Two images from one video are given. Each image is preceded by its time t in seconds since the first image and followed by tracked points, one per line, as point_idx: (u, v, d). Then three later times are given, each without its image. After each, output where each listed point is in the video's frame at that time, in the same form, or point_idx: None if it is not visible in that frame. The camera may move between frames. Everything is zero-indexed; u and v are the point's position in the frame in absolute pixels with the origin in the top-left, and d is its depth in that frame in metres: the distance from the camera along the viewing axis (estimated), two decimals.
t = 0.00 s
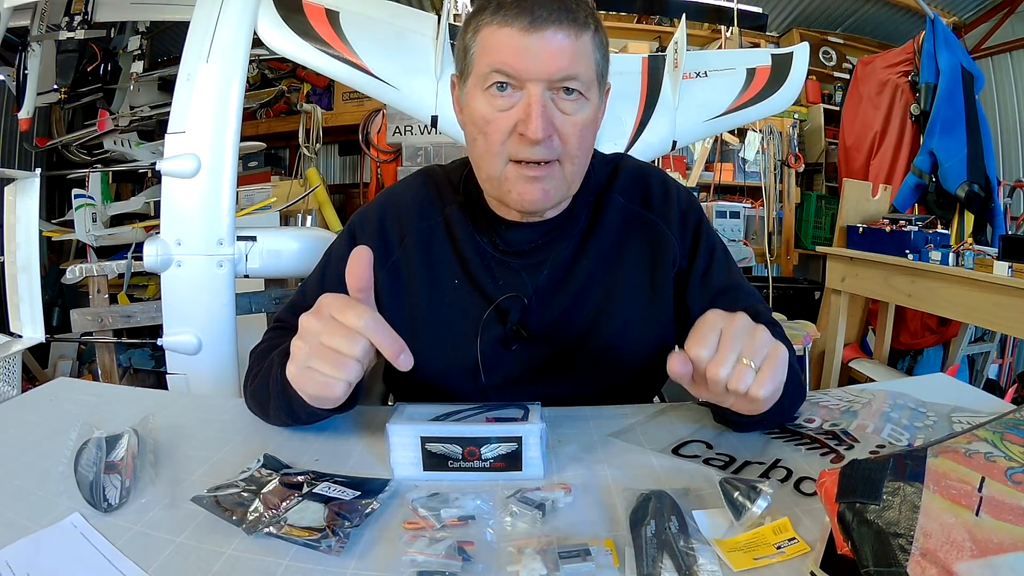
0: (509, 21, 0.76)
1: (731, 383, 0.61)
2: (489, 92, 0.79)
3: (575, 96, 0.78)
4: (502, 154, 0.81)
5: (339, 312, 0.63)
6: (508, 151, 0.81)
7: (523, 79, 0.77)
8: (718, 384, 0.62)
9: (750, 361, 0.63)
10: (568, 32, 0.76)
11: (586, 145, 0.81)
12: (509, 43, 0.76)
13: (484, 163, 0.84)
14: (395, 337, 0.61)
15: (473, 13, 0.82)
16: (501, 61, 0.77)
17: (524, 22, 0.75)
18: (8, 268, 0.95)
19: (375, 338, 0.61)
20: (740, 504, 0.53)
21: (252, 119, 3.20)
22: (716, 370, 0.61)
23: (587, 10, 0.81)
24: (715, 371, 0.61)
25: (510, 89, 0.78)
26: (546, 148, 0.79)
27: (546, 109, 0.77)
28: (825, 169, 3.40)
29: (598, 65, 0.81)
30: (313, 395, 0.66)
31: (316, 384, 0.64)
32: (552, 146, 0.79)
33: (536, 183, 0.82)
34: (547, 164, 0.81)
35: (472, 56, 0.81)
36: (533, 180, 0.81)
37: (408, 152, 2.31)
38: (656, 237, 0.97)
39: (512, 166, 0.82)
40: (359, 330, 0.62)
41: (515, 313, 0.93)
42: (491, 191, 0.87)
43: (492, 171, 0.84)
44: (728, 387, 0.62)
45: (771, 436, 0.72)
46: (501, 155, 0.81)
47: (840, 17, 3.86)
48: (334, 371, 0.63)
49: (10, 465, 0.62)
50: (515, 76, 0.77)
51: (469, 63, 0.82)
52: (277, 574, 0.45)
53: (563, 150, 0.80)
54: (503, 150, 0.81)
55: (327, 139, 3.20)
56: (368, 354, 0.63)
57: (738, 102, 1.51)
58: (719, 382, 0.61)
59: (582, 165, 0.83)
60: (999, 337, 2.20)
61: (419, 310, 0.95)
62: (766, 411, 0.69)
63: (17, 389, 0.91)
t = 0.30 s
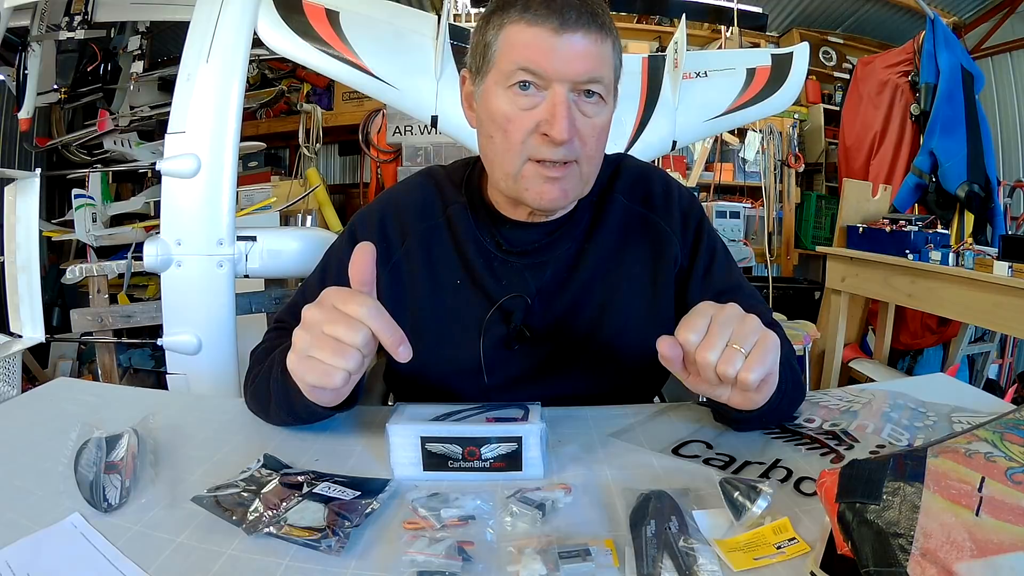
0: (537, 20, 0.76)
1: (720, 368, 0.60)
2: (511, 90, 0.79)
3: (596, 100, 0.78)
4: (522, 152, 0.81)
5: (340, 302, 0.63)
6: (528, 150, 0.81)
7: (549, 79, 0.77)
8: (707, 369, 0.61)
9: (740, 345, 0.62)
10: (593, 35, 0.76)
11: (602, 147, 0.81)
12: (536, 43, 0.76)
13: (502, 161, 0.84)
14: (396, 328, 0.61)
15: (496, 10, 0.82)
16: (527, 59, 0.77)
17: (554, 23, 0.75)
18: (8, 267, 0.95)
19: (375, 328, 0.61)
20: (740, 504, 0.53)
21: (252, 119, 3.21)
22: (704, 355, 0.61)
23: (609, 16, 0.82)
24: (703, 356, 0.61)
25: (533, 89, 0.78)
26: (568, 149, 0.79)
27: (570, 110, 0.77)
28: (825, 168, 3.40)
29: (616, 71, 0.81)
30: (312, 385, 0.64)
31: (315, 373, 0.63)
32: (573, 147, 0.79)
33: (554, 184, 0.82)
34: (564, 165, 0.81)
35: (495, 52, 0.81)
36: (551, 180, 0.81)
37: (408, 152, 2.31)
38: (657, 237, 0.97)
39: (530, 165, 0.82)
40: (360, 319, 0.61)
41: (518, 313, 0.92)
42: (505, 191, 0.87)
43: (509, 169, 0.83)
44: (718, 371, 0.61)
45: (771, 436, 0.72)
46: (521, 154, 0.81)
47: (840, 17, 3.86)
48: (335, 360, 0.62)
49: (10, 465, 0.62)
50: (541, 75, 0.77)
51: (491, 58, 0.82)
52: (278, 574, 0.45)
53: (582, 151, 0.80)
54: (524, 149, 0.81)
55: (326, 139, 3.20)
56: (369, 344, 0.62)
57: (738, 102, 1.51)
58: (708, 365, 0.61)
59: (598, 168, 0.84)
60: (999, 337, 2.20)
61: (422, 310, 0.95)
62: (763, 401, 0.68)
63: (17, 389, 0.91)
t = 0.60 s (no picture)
0: (541, 19, 0.76)
1: (719, 367, 0.60)
2: (513, 88, 0.79)
3: (597, 99, 0.78)
4: (523, 151, 0.81)
5: (341, 303, 0.63)
6: (529, 149, 0.80)
7: (552, 77, 0.77)
8: (706, 369, 0.61)
9: (739, 345, 0.62)
10: (597, 35, 0.76)
11: (603, 147, 0.82)
12: (539, 42, 0.76)
13: (503, 159, 0.83)
14: (396, 329, 0.61)
15: (499, 9, 0.82)
16: (529, 57, 0.77)
17: (558, 23, 0.75)
18: (8, 267, 0.95)
19: (376, 328, 0.61)
20: (740, 504, 0.53)
21: (252, 119, 3.21)
22: (703, 354, 0.61)
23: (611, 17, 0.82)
24: (702, 356, 0.61)
25: (536, 88, 0.78)
26: (568, 149, 0.79)
27: (571, 110, 0.77)
28: (825, 168, 3.40)
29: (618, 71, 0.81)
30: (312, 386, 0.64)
31: (315, 373, 0.63)
32: (574, 147, 0.79)
33: (555, 183, 0.81)
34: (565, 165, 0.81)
35: (497, 50, 0.81)
36: (552, 180, 0.81)
37: (408, 152, 2.31)
38: (658, 238, 0.97)
39: (531, 164, 0.81)
40: (361, 320, 0.61)
41: (519, 313, 0.92)
42: (505, 190, 0.87)
43: (509, 168, 0.83)
44: (717, 372, 0.61)
45: (771, 436, 0.72)
46: (521, 153, 0.81)
47: (840, 17, 3.86)
48: (336, 360, 0.62)
49: (10, 465, 0.62)
50: (544, 73, 0.77)
51: (493, 57, 0.82)
52: (277, 574, 0.45)
53: (583, 151, 0.80)
54: (524, 148, 0.81)
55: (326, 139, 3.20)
56: (370, 345, 0.62)
57: (738, 102, 1.51)
58: (707, 366, 0.61)
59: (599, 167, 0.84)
60: (999, 337, 2.20)
61: (423, 310, 0.95)
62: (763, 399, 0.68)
63: (17, 389, 0.91)
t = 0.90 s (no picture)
0: (526, 22, 0.76)
1: (721, 358, 0.61)
2: (504, 93, 0.79)
3: (589, 98, 0.78)
4: (518, 154, 0.81)
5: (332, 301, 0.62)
6: (524, 152, 0.80)
7: (541, 80, 0.77)
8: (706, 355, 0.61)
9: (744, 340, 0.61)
10: (584, 34, 0.76)
11: (598, 145, 0.82)
12: (526, 45, 0.76)
13: (498, 163, 0.83)
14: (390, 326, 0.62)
15: (484, 14, 0.82)
16: (518, 61, 0.77)
17: (543, 24, 0.75)
18: (8, 267, 0.95)
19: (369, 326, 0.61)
20: (740, 504, 0.53)
21: (252, 119, 3.21)
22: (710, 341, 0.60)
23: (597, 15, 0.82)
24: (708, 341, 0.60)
25: (527, 90, 0.78)
26: (563, 149, 0.79)
27: (563, 110, 0.77)
28: (825, 169, 3.40)
29: (609, 68, 0.81)
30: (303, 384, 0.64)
31: (308, 370, 0.63)
32: (569, 147, 0.79)
33: (552, 183, 0.81)
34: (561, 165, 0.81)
35: (485, 56, 0.81)
36: (549, 179, 0.81)
37: (408, 152, 2.31)
38: (658, 238, 0.97)
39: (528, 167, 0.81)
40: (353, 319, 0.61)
41: (518, 314, 0.93)
42: (503, 193, 0.87)
43: (506, 171, 0.83)
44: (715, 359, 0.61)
45: (771, 436, 0.72)
46: (516, 156, 0.81)
47: (840, 17, 3.86)
48: (329, 356, 0.62)
49: (10, 465, 0.62)
50: (533, 77, 0.77)
51: (482, 62, 0.82)
52: (277, 574, 0.45)
53: (578, 150, 0.80)
54: (519, 151, 0.80)
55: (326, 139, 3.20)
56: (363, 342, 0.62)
57: (738, 101, 1.51)
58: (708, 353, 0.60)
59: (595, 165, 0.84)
60: (999, 337, 2.20)
61: (423, 310, 0.95)
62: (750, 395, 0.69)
63: (17, 389, 0.91)
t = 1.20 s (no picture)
0: (483, 44, 0.73)
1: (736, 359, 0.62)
2: (475, 116, 0.78)
3: (561, 109, 0.77)
4: (497, 175, 0.81)
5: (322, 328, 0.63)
6: (503, 173, 0.81)
7: (508, 100, 0.75)
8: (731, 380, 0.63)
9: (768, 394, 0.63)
10: (548, 44, 0.74)
11: (576, 152, 0.81)
12: (486, 66, 0.74)
13: (481, 183, 0.84)
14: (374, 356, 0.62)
15: (447, 33, 0.80)
16: (481, 84, 0.74)
17: (500, 42, 0.73)
18: (8, 267, 0.95)
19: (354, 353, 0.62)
20: (740, 504, 0.53)
21: (252, 119, 3.21)
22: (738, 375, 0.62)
23: (561, 13, 0.79)
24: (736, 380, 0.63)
25: (496, 111, 0.76)
26: (539, 165, 0.79)
27: (533, 127, 0.76)
28: (825, 168, 3.40)
29: (581, 69, 0.79)
30: (295, 413, 0.67)
31: (297, 403, 0.65)
32: (545, 162, 0.79)
33: (535, 200, 0.84)
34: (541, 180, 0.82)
35: (452, 79, 0.79)
36: (530, 196, 0.83)
37: (408, 152, 2.31)
38: (656, 239, 0.97)
39: (509, 185, 0.82)
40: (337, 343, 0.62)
41: (517, 314, 0.93)
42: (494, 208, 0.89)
43: (489, 190, 0.85)
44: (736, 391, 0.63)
45: (771, 436, 0.72)
46: (497, 177, 0.81)
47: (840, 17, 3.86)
48: (313, 393, 0.64)
49: (10, 465, 0.62)
50: (499, 98, 0.75)
51: (450, 85, 0.80)
52: (277, 574, 0.45)
53: (556, 162, 0.80)
54: (498, 173, 0.81)
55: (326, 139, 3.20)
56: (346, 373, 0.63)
57: (738, 102, 1.51)
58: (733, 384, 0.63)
59: (575, 173, 0.84)
60: (999, 337, 2.20)
61: (423, 309, 0.95)
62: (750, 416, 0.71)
63: (17, 389, 0.91)
